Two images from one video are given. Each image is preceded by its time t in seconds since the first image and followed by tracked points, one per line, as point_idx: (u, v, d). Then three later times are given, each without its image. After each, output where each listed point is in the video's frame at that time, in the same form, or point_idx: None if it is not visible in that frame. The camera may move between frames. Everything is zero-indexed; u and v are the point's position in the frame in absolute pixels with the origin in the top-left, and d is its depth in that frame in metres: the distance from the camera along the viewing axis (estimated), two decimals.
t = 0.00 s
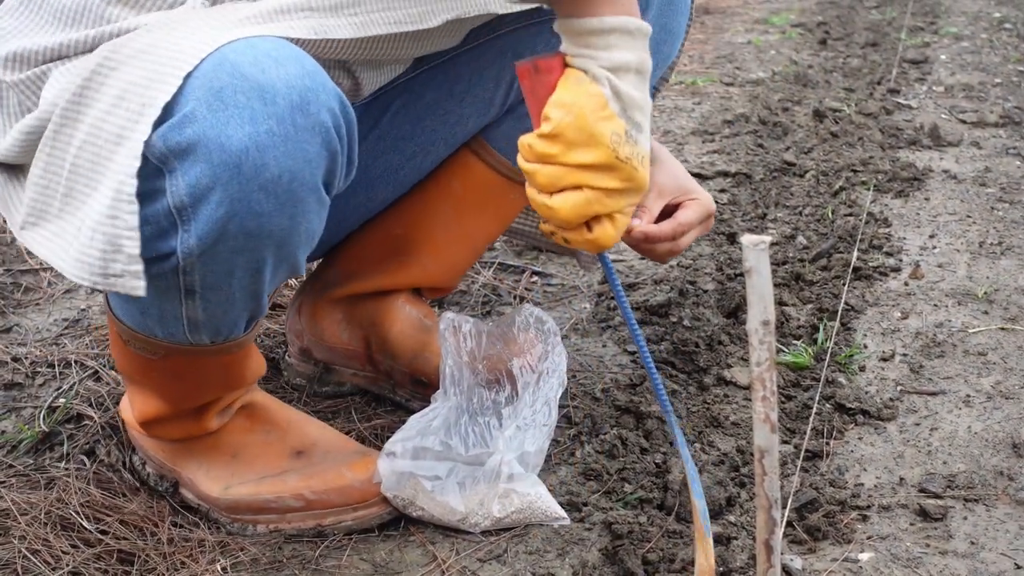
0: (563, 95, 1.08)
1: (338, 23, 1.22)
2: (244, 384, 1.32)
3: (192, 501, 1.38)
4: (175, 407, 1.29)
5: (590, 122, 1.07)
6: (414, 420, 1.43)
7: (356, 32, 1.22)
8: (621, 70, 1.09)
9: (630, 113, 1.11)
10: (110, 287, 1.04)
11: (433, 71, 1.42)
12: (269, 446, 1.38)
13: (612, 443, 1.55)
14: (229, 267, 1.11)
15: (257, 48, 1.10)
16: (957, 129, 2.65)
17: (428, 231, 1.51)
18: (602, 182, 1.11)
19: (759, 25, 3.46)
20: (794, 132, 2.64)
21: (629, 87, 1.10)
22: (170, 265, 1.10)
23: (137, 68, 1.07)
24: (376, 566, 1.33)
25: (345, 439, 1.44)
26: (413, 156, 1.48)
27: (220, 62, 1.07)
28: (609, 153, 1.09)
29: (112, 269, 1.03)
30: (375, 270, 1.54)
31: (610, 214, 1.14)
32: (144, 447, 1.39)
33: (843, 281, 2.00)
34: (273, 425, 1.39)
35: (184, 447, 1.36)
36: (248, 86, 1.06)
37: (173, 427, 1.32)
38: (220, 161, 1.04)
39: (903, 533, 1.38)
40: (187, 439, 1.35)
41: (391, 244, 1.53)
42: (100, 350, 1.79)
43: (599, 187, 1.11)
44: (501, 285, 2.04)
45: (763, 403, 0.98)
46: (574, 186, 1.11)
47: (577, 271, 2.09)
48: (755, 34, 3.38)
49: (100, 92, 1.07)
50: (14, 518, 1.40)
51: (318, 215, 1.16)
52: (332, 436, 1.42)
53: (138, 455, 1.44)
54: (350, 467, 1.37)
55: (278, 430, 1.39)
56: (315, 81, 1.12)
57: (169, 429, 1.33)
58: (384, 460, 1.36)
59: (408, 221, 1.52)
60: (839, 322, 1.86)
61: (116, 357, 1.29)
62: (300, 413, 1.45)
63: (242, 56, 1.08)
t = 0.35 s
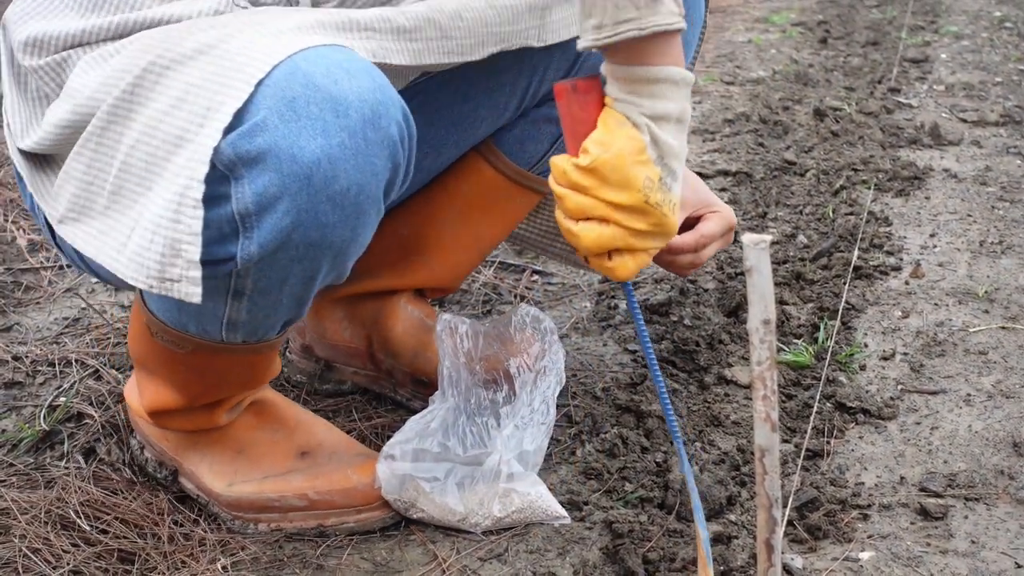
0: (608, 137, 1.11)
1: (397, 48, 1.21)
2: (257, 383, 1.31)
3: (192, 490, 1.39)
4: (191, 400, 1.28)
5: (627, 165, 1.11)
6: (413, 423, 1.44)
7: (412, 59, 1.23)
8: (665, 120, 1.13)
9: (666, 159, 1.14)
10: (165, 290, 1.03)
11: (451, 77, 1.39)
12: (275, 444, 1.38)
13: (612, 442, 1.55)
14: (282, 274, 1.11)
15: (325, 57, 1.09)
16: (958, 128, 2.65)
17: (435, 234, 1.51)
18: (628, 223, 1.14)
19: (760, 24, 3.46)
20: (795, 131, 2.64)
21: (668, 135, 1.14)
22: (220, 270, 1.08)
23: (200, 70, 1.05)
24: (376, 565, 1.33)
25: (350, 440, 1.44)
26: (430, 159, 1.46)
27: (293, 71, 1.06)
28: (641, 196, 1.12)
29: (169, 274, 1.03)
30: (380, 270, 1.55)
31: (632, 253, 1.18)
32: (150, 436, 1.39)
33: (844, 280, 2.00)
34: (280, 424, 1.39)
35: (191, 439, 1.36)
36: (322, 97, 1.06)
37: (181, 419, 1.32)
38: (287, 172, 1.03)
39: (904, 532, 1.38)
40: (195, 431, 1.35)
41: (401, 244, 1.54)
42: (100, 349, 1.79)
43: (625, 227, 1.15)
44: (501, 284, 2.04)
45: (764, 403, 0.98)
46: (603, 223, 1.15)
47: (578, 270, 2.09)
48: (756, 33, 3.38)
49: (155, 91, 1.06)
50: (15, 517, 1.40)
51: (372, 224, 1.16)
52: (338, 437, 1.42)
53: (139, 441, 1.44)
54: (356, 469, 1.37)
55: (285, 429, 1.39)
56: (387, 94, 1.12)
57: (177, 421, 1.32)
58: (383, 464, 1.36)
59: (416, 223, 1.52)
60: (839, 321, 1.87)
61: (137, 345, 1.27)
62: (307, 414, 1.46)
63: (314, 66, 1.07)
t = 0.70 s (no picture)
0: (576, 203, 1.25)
1: (376, 30, 1.21)
2: (254, 387, 1.33)
3: (193, 496, 1.39)
4: (184, 407, 1.29)
5: (598, 224, 1.22)
6: (414, 422, 1.44)
7: (392, 40, 1.22)
8: (624, 170, 1.18)
9: (643, 204, 1.18)
10: (160, 289, 1.04)
11: (442, 72, 1.40)
12: (273, 445, 1.38)
13: (613, 442, 1.55)
14: (264, 276, 1.11)
15: (301, 56, 1.09)
16: (959, 128, 2.65)
17: (433, 231, 1.51)
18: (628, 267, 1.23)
19: (761, 24, 3.46)
20: (797, 131, 2.64)
21: (635, 184, 1.18)
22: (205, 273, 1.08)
23: (178, 73, 1.06)
24: (378, 565, 1.33)
25: (350, 440, 1.45)
26: (424, 156, 1.46)
27: (267, 73, 1.06)
28: (614, 249, 1.22)
29: (162, 274, 1.03)
30: (383, 270, 1.55)
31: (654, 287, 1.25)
32: (150, 445, 1.40)
33: (845, 280, 2.00)
34: (278, 425, 1.40)
35: (190, 445, 1.37)
36: (295, 98, 1.05)
37: (178, 425, 1.33)
38: (261, 174, 1.03)
39: (905, 532, 1.38)
40: (194, 437, 1.36)
41: (397, 242, 1.54)
42: (101, 349, 1.79)
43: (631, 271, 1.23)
44: (503, 284, 2.04)
45: (766, 403, 0.98)
46: (598, 272, 1.28)
47: (579, 271, 2.09)
48: (757, 33, 3.38)
49: (137, 95, 1.07)
50: (16, 517, 1.40)
51: (353, 224, 1.16)
52: (336, 436, 1.42)
53: (141, 451, 1.45)
54: (353, 468, 1.37)
55: (283, 430, 1.40)
56: (361, 93, 1.11)
57: (174, 427, 1.33)
58: (384, 464, 1.36)
59: (414, 220, 1.52)
60: (840, 321, 1.87)
61: (127, 354, 1.28)
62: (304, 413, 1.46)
63: (288, 66, 1.07)
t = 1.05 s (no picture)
0: (619, 203, 1.25)
1: (384, 46, 1.23)
2: (255, 390, 1.33)
3: (194, 495, 1.39)
4: (184, 407, 1.29)
5: (641, 224, 1.24)
6: (414, 422, 1.44)
7: (400, 54, 1.24)
8: (667, 172, 1.19)
9: (685, 206, 1.20)
10: (172, 301, 1.04)
11: (443, 73, 1.39)
12: (273, 445, 1.38)
13: (613, 441, 1.55)
14: (270, 288, 1.11)
15: (312, 68, 1.10)
16: (959, 127, 2.65)
17: (435, 234, 1.51)
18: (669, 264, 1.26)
19: (762, 23, 3.46)
20: (797, 130, 2.64)
21: (677, 186, 1.20)
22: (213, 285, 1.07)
23: (186, 82, 1.06)
24: (378, 564, 1.33)
25: (350, 439, 1.45)
26: (424, 157, 1.46)
27: (279, 86, 1.06)
28: (656, 248, 1.24)
29: (175, 285, 1.03)
30: (384, 270, 1.55)
31: (695, 280, 1.29)
32: (150, 445, 1.40)
33: (845, 279, 2.00)
34: (278, 425, 1.40)
35: (191, 445, 1.37)
36: (306, 111, 1.06)
37: (178, 425, 1.33)
38: (273, 187, 1.03)
39: (905, 532, 1.37)
40: (193, 437, 1.35)
41: (397, 243, 1.53)
42: (102, 348, 1.79)
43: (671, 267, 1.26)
44: (503, 284, 2.04)
45: (766, 402, 0.98)
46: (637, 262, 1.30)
47: (579, 270, 2.09)
48: (757, 32, 3.38)
49: (145, 105, 1.07)
50: (16, 516, 1.40)
51: (362, 237, 1.16)
52: (335, 436, 1.42)
53: (142, 452, 1.44)
54: (353, 467, 1.37)
55: (283, 430, 1.40)
56: (372, 107, 1.12)
57: (174, 427, 1.33)
58: (385, 464, 1.36)
59: (415, 221, 1.52)
60: (840, 320, 1.86)
61: (128, 354, 1.27)
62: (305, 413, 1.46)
63: (299, 79, 1.08)
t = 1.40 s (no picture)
0: (602, 197, 1.31)
1: (390, 42, 1.23)
2: (257, 391, 1.32)
3: (194, 495, 1.39)
4: (184, 407, 1.29)
5: (623, 216, 1.29)
6: (415, 421, 1.44)
7: (405, 49, 1.24)
8: (639, 168, 1.23)
9: (661, 198, 1.24)
10: (171, 301, 1.04)
11: (440, 68, 1.37)
12: (273, 444, 1.38)
13: (614, 440, 1.55)
14: (274, 295, 1.11)
15: (321, 76, 1.10)
16: (960, 126, 2.65)
17: (433, 226, 1.51)
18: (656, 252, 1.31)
19: (762, 22, 3.46)
20: (797, 130, 2.64)
21: (651, 179, 1.24)
22: (215, 291, 1.08)
23: (195, 84, 1.06)
24: (378, 563, 1.33)
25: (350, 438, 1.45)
26: (423, 153, 1.45)
27: (286, 94, 1.06)
28: (637, 238, 1.29)
29: (174, 285, 1.03)
30: (383, 267, 1.55)
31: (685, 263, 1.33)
32: (151, 444, 1.40)
33: (846, 279, 1.99)
34: (278, 424, 1.40)
35: (191, 445, 1.37)
36: (314, 120, 1.06)
37: (178, 425, 1.32)
38: (278, 196, 1.03)
39: (906, 531, 1.37)
40: (193, 436, 1.35)
41: (396, 241, 1.53)
42: (102, 347, 1.79)
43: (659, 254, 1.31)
44: (503, 283, 2.04)
45: (766, 401, 0.98)
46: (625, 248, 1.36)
47: (579, 269, 2.09)
48: (758, 31, 3.38)
49: (151, 107, 1.07)
50: (16, 515, 1.40)
51: (366, 245, 1.16)
52: (335, 435, 1.42)
53: (142, 451, 1.45)
54: (353, 466, 1.37)
55: (282, 430, 1.40)
56: (379, 116, 1.12)
57: (174, 428, 1.33)
58: (385, 463, 1.36)
59: (414, 217, 1.52)
60: (841, 319, 1.86)
61: (128, 356, 1.28)
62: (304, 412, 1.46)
63: (307, 88, 1.07)
